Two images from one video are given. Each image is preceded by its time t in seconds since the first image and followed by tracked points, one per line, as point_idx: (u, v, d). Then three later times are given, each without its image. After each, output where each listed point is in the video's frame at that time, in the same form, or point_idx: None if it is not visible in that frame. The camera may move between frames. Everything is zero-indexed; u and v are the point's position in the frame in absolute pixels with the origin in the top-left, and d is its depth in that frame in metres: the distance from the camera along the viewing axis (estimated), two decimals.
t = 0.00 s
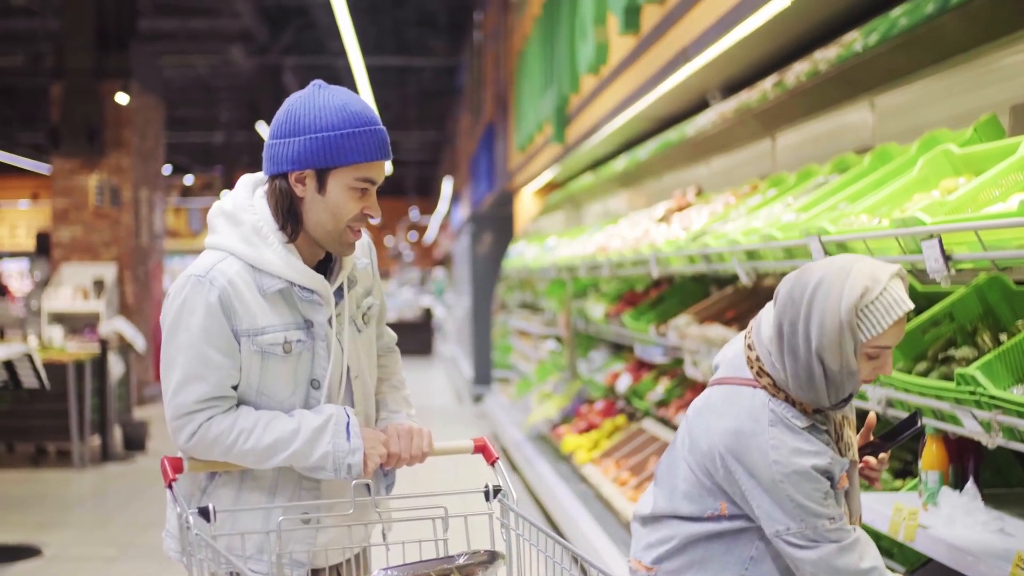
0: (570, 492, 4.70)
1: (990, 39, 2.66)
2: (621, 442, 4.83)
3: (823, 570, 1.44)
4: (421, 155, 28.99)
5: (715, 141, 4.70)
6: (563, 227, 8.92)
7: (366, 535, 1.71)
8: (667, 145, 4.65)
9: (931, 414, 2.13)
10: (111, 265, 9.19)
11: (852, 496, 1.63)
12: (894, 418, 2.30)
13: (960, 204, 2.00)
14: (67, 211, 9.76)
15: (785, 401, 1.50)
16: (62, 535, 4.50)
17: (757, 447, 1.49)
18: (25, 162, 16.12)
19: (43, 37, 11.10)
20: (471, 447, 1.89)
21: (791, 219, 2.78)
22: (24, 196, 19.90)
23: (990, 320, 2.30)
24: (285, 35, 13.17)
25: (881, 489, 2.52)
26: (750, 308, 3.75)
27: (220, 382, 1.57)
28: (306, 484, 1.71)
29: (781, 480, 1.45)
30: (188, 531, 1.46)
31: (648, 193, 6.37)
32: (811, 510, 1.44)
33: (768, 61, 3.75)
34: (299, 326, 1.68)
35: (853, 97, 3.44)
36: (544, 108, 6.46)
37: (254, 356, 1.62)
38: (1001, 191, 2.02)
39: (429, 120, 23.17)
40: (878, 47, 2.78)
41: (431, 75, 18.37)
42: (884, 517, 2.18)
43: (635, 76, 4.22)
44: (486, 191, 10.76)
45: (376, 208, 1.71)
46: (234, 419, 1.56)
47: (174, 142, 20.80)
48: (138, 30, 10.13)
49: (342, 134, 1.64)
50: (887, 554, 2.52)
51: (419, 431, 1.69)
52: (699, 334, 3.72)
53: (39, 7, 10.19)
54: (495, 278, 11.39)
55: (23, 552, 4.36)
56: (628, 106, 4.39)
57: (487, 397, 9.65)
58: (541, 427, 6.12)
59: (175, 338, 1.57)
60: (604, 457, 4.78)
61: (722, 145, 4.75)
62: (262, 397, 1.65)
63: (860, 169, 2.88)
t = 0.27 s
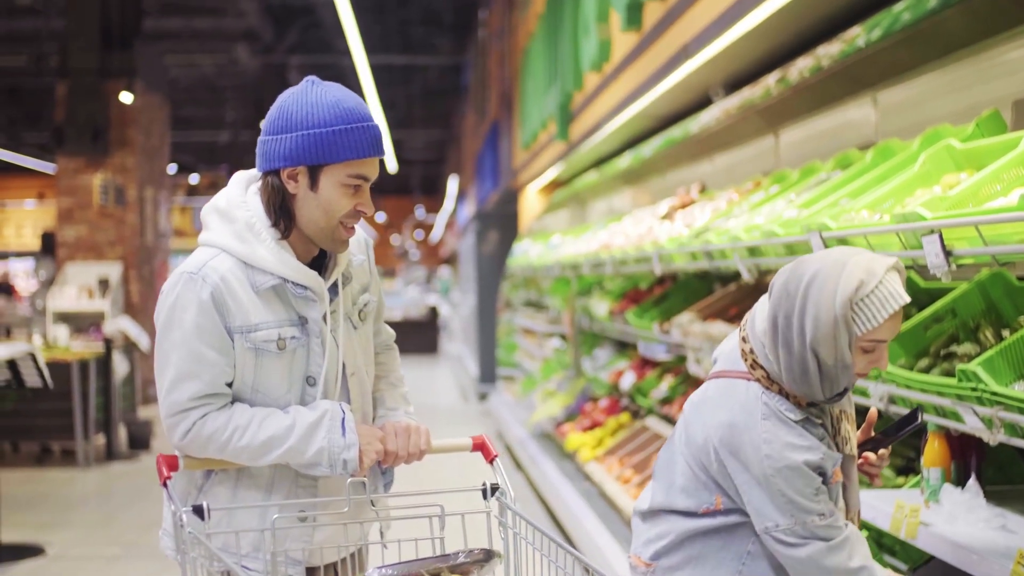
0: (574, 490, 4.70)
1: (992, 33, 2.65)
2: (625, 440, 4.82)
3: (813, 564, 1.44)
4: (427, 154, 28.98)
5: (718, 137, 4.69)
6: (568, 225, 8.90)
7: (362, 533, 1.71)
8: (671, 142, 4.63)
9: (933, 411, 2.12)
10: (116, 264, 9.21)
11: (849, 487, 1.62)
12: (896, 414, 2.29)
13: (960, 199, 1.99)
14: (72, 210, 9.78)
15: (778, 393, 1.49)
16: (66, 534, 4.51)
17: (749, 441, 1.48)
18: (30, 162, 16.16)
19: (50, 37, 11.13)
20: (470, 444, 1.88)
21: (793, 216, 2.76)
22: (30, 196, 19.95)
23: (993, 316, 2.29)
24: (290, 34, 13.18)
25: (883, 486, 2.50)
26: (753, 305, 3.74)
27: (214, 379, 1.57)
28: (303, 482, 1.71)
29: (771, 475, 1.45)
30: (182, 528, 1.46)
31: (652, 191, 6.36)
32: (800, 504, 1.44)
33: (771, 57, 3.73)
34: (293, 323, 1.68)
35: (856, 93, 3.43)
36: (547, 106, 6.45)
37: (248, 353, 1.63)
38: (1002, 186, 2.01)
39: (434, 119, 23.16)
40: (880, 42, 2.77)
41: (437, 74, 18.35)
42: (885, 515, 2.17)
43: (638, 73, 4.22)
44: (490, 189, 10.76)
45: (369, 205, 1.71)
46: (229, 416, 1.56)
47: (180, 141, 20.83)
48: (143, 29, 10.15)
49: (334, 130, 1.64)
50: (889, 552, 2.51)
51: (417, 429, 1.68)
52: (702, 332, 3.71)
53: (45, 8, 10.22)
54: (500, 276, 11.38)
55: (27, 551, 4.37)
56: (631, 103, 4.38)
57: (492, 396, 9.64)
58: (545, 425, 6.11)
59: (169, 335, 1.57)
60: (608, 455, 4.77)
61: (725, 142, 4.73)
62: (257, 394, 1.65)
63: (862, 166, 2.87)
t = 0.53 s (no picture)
0: (572, 489, 4.69)
1: (989, 28, 2.64)
2: (623, 438, 4.81)
3: (798, 557, 1.43)
4: (427, 153, 28.97)
5: (717, 135, 4.68)
6: (568, 223, 8.89)
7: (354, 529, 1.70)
8: (670, 139, 4.62)
9: (930, 408, 2.10)
10: (116, 262, 9.21)
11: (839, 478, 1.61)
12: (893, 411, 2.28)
13: (957, 194, 1.98)
14: (71, 208, 9.77)
15: (767, 381, 1.49)
16: (63, 532, 4.50)
17: (737, 430, 1.48)
18: (30, 161, 16.17)
19: (50, 36, 11.14)
20: (463, 440, 1.86)
21: (789, 212, 2.75)
22: (31, 195, 19.96)
23: (990, 313, 2.28)
24: (290, 32, 13.18)
25: (879, 483, 2.49)
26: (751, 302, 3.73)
27: (202, 373, 1.56)
28: (294, 478, 1.70)
29: (759, 464, 1.44)
30: (171, 524, 1.45)
31: (652, 189, 6.34)
32: (787, 495, 1.43)
33: (770, 54, 3.72)
34: (283, 316, 1.67)
35: (854, 90, 3.41)
36: (547, 104, 6.43)
37: (237, 347, 1.62)
38: (1000, 181, 2.00)
39: (435, 118, 23.15)
40: (879, 38, 2.75)
41: (437, 73, 18.34)
42: (881, 512, 2.15)
43: (636, 70, 4.21)
44: (490, 188, 10.75)
45: (359, 200, 1.70)
46: (218, 411, 1.56)
47: (180, 140, 20.83)
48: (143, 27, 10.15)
49: (326, 125, 1.63)
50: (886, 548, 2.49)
51: (409, 425, 1.67)
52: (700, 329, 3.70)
53: (45, 6, 10.22)
54: (500, 275, 11.37)
55: (25, 549, 4.37)
56: (629, 100, 4.37)
57: (492, 394, 9.64)
58: (545, 424, 6.10)
59: (156, 330, 1.56)
60: (606, 452, 4.76)
61: (724, 139, 4.72)
62: (247, 388, 1.65)
63: (859, 162, 2.85)
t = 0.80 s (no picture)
0: (576, 487, 4.68)
1: (989, 24, 2.63)
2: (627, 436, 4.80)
3: (788, 540, 1.44)
4: (433, 152, 28.97)
5: (720, 132, 4.66)
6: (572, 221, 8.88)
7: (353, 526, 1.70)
8: (673, 137, 4.61)
9: (933, 404, 2.09)
10: (121, 262, 9.24)
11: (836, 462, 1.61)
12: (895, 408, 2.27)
13: (959, 188, 1.97)
14: (76, 209, 9.86)
15: (760, 361, 1.51)
16: (66, 531, 4.52)
17: (730, 411, 1.49)
18: (35, 162, 16.22)
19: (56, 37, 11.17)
20: (462, 438, 1.85)
21: (791, 208, 2.74)
22: (36, 196, 20.02)
23: (993, 308, 2.26)
24: (295, 32, 13.19)
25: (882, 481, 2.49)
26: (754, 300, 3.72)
27: (200, 369, 1.56)
28: (292, 475, 1.70)
29: (751, 446, 1.45)
30: (167, 522, 1.45)
31: (656, 187, 6.33)
32: (778, 478, 1.44)
33: (772, 51, 3.71)
34: (279, 312, 1.67)
35: (857, 86, 3.40)
36: (550, 102, 6.43)
37: (233, 343, 1.62)
38: (1002, 176, 1.99)
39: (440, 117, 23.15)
40: (881, 34, 2.74)
41: (443, 72, 18.34)
42: (884, 509, 2.14)
43: (638, 68, 4.20)
44: (495, 187, 10.75)
45: (355, 196, 1.70)
46: (216, 407, 1.56)
47: (185, 140, 20.88)
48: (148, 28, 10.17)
49: (324, 120, 1.63)
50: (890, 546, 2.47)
51: (408, 421, 1.66)
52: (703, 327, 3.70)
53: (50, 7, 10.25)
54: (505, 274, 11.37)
55: (29, 548, 4.38)
56: (632, 97, 4.36)
57: (496, 393, 9.64)
58: (548, 422, 6.10)
59: (152, 326, 1.56)
60: (610, 451, 4.76)
61: (727, 137, 4.71)
62: (244, 384, 1.65)
63: (862, 158, 2.84)
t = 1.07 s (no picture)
0: (579, 487, 4.68)
1: (991, 21, 2.61)
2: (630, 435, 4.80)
3: (763, 523, 1.45)
4: (438, 153, 29.00)
5: (724, 131, 4.65)
6: (576, 221, 8.86)
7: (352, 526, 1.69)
8: (677, 136, 4.60)
9: (937, 403, 2.08)
10: (125, 263, 9.26)
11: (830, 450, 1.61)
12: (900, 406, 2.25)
13: (962, 185, 1.97)
14: (80, 210, 9.87)
15: (748, 343, 1.54)
16: (70, 532, 4.53)
17: (715, 391, 1.53)
18: (40, 163, 16.26)
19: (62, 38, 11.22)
20: (463, 437, 1.84)
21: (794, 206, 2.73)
22: (42, 197, 20.09)
23: (997, 306, 2.25)
24: (299, 33, 13.22)
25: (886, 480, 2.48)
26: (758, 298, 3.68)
27: (198, 368, 1.56)
28: (292, 474, 1.69)
29: (732, 425, 1.49)
30: (165, 522, 1.45)
31: (659, 186, 6.33)
32: (756, 459, 1.46)
33: (775, 49, 3.70)
34: (277, 309, 1.67)
35: (859, 85, 3.39)
36: (554, 101, 6.42)
37: (232, 341, 1.62)
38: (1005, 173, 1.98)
39: (445, 118, 23.17)
40: (884, 32, 2.73)
41: (447, 73, 18.35)
42: (887, 508, 2.13)
43: (640, 66, 4.20)
44: (499, 187, 10.74)
45: (353, 192, 1.70)
46: (214, 406, 1.56)
47: (191, 141, 20.93)
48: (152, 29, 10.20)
49: (319, 116, 1.63)
50: (894, 546, 2.45)
51: (407, 420, 1.65)
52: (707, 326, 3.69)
53: (55, 8, 10.30)
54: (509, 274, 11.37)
55: (34, 549, 4.40)
56: (635, 96, 4.36)
57: (501, 393, 9.64)
58: (552, 422, 6.10)
59: (150, 325, 1.57)
60: (614, 450, 4.76)
61: (730, 136, 4.70)
62: (243, 383, 1.65)
63: (865, 156, 2.83)
